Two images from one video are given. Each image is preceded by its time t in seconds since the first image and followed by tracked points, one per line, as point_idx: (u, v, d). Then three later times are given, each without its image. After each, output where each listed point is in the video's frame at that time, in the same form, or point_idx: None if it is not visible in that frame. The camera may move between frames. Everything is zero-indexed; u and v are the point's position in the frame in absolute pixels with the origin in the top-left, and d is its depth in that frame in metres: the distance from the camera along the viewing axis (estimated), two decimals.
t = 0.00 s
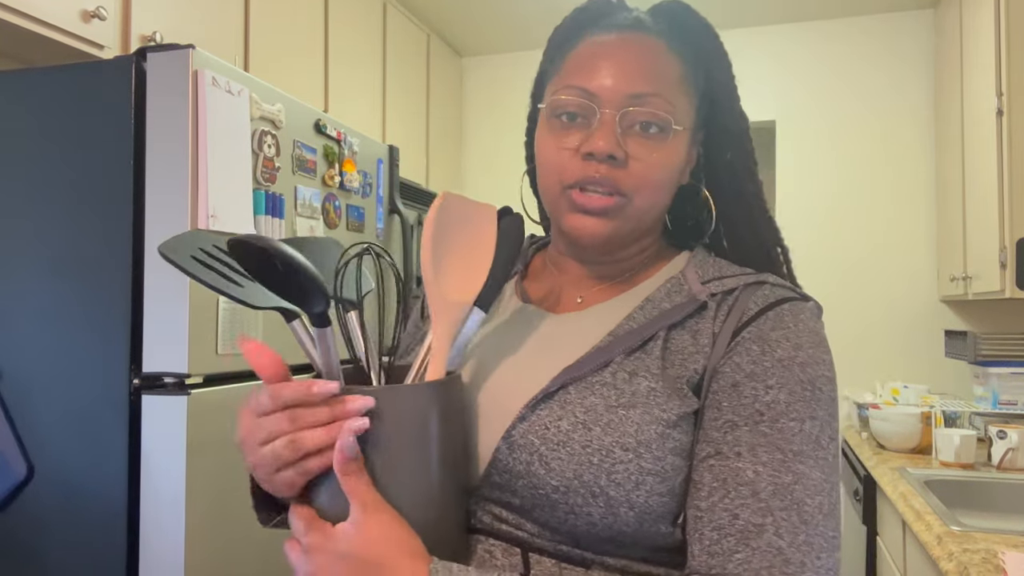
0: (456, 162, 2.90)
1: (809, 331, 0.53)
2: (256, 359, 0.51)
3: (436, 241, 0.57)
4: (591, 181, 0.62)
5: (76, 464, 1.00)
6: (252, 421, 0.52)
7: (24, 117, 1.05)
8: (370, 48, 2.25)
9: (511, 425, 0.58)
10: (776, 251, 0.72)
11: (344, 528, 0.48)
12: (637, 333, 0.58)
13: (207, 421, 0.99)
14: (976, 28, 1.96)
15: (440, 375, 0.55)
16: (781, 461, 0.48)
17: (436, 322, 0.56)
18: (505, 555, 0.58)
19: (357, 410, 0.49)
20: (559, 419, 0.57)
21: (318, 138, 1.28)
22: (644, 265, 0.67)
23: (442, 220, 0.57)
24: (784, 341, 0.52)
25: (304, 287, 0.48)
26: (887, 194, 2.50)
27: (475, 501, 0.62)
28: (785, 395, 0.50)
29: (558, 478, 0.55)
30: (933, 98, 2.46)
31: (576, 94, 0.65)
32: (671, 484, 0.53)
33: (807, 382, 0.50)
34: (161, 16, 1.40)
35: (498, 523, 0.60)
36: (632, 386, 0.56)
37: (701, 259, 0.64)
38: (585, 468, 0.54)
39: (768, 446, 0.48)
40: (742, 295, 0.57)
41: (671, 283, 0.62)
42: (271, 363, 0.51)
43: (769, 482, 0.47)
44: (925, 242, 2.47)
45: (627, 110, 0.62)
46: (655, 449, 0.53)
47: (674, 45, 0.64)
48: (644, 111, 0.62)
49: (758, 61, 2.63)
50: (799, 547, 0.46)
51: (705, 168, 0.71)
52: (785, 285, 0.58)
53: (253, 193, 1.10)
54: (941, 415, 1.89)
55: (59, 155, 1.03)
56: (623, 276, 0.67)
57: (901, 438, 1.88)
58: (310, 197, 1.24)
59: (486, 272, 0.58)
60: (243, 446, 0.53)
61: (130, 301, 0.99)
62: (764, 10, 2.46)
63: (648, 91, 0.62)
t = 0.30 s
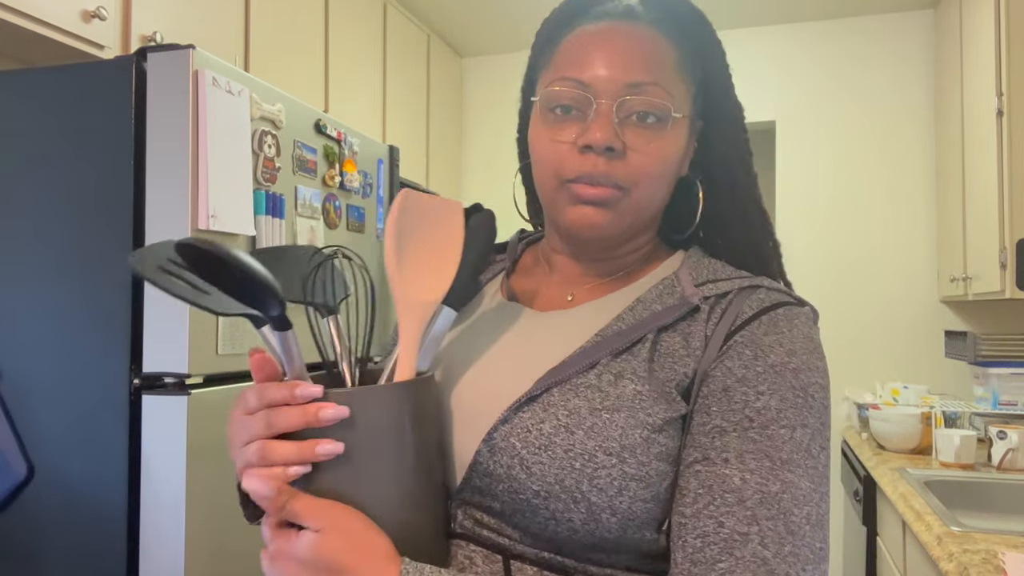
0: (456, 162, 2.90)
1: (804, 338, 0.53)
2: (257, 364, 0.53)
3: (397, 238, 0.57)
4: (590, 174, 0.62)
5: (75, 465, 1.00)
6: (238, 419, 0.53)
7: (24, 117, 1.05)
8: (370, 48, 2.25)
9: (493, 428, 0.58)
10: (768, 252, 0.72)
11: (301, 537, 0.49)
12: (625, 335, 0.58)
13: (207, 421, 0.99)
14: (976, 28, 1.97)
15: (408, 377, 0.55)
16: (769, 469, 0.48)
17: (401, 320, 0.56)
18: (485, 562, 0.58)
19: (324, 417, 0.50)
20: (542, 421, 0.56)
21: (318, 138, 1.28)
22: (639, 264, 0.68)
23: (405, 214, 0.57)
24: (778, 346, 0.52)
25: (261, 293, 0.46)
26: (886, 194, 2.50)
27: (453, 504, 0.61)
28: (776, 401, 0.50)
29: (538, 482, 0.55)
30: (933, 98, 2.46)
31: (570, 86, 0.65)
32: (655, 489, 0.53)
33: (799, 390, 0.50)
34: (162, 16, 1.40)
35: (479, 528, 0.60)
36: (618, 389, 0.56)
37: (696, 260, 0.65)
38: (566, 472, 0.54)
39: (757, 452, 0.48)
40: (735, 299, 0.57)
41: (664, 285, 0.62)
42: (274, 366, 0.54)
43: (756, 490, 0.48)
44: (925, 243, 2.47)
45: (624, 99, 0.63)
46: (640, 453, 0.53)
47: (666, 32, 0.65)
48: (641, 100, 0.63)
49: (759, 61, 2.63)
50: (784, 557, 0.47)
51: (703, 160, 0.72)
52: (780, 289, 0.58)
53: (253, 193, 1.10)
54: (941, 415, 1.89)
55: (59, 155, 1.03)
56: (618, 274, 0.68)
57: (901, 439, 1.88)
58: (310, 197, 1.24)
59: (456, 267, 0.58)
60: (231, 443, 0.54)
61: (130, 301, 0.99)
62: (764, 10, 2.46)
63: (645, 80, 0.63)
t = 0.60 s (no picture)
0: (456, 162, 2.91)
1: (798, 338, 0.53)
2: (247, 380, 0.57)
3: (384, 241, 0.57)
4: (576, 173, 0.63)
5: (76, 465, 1.00)
6: (222, 428, 0.54)
7: (24, 117, 1.05)
8: (369, 48, 2.25)
9: (482, 434, 0.58)
10: (766, 254, 0.72)
11: (285, 547, 0.49)
12: (616, 338, 0.58)
13: (206, 421, 0.99)
14: (976, 28, 1.97)
15: (395, 383, 0.55)
16: (760, 474, 0.48)
17: (390, 325, 0.55)
18: (476, 567, 0.58)
19: (303, 437, 0.50)
20: (530, 428, 0.56)
21: (318, 139, 1.28)
22: (630, 265, 0.68)
23: (390, 219, 0.57)
24: (771, 348, 0.52)
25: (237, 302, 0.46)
26: (886, 195, 2.50)
27: (444, 509, 0.61)
28: (768, 404, 0.50)
29: (527, 490, 0.55)
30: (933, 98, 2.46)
31: (561, 83, 0.66)
32: (646, 496, 0.54)
33: (792, 392, 0.50)
34: (162, 17, 1.40)
35: (470, 534, 0.60)
36: (607, 395, 0.56)
37: (689, 260, 0.65)
38: (555, 480, 0.54)
39: (748, 457, 0.49)
40: (728, 300, 0.57)
41: (657, 285, 0.62)
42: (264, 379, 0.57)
43: (746, 495, 0.48)
44: (925, 243, 2.47)
45: (613, 98, 0.63)
46: (630, 459, 0.53)
47: (663, 28, 0.65)
48: (630, 100, 0.63)
49: (758, 61, 2.63)
50: (773, 563, 0.47)
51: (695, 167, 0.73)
52: (775, 289, 0.58)
53: (253, 193, 1.10)
54: (941, 415, 1.89)
55: (59, 156, 1.03)
56: (607, 275, 0.68)
57: (901, 439, 1.88)
58: (310, 197, 1.24)
59: (445, 272, 0.58)
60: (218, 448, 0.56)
61: (130, 301, 0.99)
62: (764, 11, 2.47)
63: (636, 79, 0.63)
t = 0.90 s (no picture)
0: (456, 162, 2.91)
1: (793, 334, 0.53)
2: (240, 387, 0.57)
3: (376, 239, 0.57)
4: (567, 168, 0.62)
5: (75, 464, 1.00)
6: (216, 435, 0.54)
7: (23, 117, 1.05)
8: (369, 47, 2.25)
9: (476, 437, 0.58)
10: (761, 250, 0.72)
11: (281, 552, 0.49)
12: (611, 338, 0.58)
13: (206, 421, 0.99)
14: (976, 27, 1.96)
15: (389, 385, 0.56)
16: (757, 471, 0.48)
17: (384, 326, 0.55)
18: (473, 569, 0.58)
19: (292, 454, 0.50)
20: (525, 429, 0.56)
21: (318, 138, 1.28)
22: (625, 262, 0.68)
23: (383, 221, 0.57)
24: (766, 345, 0.52)
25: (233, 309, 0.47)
26: (886, 194, 2.50)
27: (441, 511, 0.61)
28: (764, 401, 0.50)
29: (523, 492, 0.55)
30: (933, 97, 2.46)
31: (551, 78, 0.66)
32: (643, 496, 0.54)
33: (788, 389, 0.50)
34: (161, 16, 1.40)
35: (467, 536, 0.60)
36: (602, 395, 0.56)
37: (684, 255, 0.65)
38: (550, 481, 0.54)
39: (744, 455, 0.49)
40: (723, 297, 0.57)
41: (651, 283, 0.62)
42: (259, 386, 0.57)
43: (743, 493, 0.48)
44: (925, 242, 2.47)
45: (603, 92, 0.63)
46: (626, 460, 0.53)
47: (652, 23, 0.65)
48: (621, 93, 0.63)
49: (758, 60, 2.63)
50: (772, 561, 0.47)
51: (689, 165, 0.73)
52: (770, 284, 0.58)
53: (253, 193, 1.10)
54: (941, 414, 1.89)
55: (58, 155, 1.03)
56: (603, 274, 0.68)
57: (900, 438, 1.88)
58: (310, 197, 1.24)
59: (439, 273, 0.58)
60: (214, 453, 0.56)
61: (129, 300, 0.99)
62: (764, 10, 2.47)
63: (625, 72, 0.63)
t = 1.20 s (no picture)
0: (456, 162, 2.91)
1: (803, 337, 0.53)
2: (259, 387, 0.56)
3: (390, 241, 0.57)
4: (561, 179, 0.63)
5: (75, 465, 1.00)
6: (230, 436, 0.54)
7: (24, 117, 1.05)
8: (370, 47, 2.25)
9: (495, 431, 0.58)
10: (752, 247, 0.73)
11: (297, 553, 0.49)
12: (626, 337, 0.58)
13: (207, 421, 0.99)
14: (976, 28, 1.96)
15: (404, 383, 0.56)
16: (772, 463, 0.48)
17: (398, 328, 0.56)
18: (487, 565, 0.58)
19: (309, 452, 0.49)
20: (544, 424, 0.56)
21: (318, 138, 1.28)
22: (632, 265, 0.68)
23: (393, 223, 0.58)
24: (777, 345, 0.52)
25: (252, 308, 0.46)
26: (886, 194, 2.50)
27: (455, 508, 0.62)
28: (777, 398, 0.50)
29: (542, 486, 0.55)
30: (933, 97, 2.46)
31: (536, 95, 0.66)
32: (658, 490, 0.54)
33: (800, 386, 0.50)
34: (161, 16, 1.40)
35: (480, 532, 0.60)
36: (620, 391, 0.56)
37: (692, 263, 0.65)
38: (570, 475, 0.54)
39: (759, 448, 0.48)
40: (736, 300, 0.57)
41: (663, 287, 0.61)
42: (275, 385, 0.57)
43: (758, 484, 0.47)
44: (925, 243, 2.46)
45: (587, 99, 0.63)
46: (642, 454, 0.54)
47: (625, 26, 0.65)
48: (604, 99, 0.63)
49: (758, 61, 2.62)
50: (789, 551, 0.46)
51: (679, 161, 0.72)
52: (778, 291, 0.58)
53: (254, 193, 1.10)
54: (941, 415, 1.89)
55: (58, 155, 1.03)
56: (610, 277, 0.68)
57: (900, 439, 1.88)
58: (310, 197, 1.24)
59: (447, 275, 0.58)
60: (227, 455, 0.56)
61: (129, 300, 0.99)
62: (765, 10, 2.47)
63: (606, 78, 0.63)
